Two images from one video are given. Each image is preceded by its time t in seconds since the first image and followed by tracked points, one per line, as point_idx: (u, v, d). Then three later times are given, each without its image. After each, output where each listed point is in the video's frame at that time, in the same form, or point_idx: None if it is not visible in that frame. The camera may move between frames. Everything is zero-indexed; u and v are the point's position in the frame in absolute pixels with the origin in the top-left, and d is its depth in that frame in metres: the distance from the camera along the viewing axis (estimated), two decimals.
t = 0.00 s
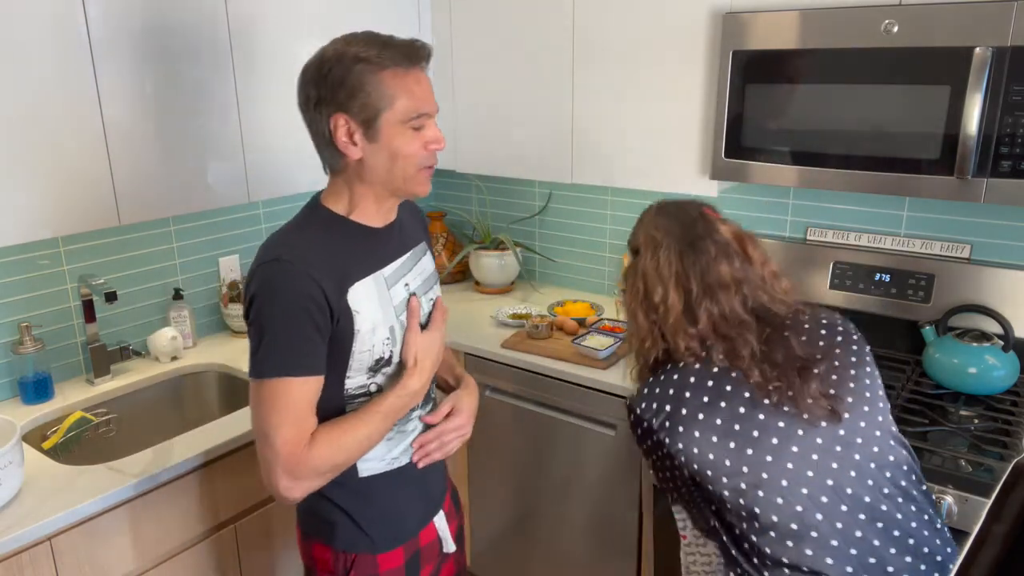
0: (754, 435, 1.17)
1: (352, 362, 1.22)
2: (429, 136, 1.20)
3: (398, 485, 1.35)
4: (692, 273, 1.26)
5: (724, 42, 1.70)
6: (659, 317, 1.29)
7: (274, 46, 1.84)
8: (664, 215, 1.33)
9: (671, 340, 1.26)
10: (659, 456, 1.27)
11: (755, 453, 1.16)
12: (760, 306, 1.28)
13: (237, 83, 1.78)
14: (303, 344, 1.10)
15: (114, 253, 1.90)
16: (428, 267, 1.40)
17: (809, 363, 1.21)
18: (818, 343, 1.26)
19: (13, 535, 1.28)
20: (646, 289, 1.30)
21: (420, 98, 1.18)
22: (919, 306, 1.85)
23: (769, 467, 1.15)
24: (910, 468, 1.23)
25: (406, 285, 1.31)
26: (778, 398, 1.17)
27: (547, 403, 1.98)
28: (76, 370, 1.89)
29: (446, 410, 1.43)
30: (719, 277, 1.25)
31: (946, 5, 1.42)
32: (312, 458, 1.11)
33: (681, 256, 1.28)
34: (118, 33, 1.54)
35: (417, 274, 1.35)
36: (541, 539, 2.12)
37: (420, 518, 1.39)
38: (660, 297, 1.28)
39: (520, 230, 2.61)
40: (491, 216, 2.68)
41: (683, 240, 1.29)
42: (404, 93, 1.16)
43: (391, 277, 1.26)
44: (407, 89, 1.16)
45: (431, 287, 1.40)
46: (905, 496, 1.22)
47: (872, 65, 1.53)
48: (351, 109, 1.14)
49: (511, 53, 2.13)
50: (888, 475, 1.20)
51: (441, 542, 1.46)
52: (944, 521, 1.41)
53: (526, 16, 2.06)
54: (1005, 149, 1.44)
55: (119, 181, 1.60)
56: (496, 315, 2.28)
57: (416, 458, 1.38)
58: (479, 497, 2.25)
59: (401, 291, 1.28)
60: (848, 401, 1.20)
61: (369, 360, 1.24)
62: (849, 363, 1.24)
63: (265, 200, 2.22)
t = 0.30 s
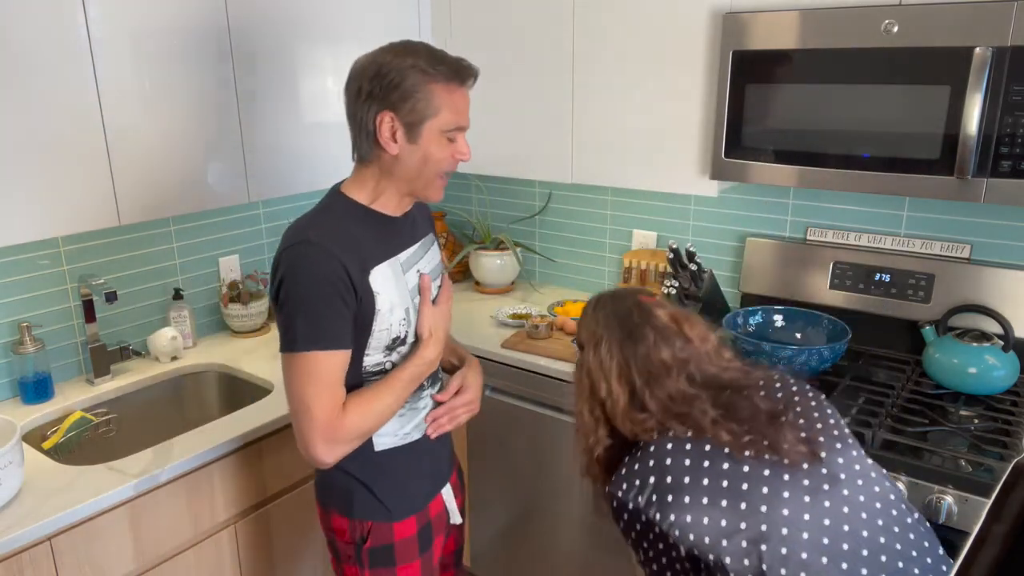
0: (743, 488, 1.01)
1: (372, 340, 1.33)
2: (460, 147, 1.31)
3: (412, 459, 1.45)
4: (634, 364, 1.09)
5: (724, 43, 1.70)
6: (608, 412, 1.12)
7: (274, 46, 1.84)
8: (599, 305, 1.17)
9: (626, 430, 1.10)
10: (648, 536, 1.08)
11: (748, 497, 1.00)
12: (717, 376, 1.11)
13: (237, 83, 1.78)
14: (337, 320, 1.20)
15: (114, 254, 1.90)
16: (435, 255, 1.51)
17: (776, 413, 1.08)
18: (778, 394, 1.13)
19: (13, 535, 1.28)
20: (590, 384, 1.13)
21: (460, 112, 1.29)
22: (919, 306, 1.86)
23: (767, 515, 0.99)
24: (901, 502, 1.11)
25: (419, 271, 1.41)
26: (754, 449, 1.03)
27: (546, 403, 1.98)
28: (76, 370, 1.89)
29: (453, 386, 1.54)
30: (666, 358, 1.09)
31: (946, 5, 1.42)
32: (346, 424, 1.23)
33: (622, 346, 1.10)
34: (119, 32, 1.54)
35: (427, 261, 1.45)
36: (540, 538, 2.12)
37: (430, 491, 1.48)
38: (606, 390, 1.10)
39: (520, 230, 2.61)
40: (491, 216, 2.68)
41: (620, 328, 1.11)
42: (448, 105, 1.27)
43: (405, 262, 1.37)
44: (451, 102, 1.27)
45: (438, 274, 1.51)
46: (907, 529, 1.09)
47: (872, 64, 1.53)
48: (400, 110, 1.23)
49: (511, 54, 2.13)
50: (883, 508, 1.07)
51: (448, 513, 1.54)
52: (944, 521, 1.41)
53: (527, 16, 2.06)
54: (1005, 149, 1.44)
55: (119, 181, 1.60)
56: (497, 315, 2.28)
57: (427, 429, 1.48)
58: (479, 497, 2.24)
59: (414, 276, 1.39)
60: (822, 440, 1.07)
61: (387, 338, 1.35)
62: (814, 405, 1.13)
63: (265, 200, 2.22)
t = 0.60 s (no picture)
0: (738, 512, 1.01)
1: (373, 331, 1.36)
2: (468, 149, 1.34)
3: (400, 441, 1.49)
4: (609, 401, 1.10)
5: (724, 43, 1.70)
6: (584, 451, 1.13)
7: (274, 46, 1.84)
8: (579, 340, 1.19)
9: (597, 473, 1.12)
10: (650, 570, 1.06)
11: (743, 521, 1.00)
12: (695, 407, 1.13)
13: (237, 84, 1.78)
14: (342, 311, 1.24)
15: (114, 254, 1.90)
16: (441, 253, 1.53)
17: (760, 435, 1.10)
18: (763, 417, 1.15)
19: (13, 535, 1.28)
20: (566, 421, 1.15)
21: (468, 117, 1.32)
22: (919, 306, 1.85)
23: (765, 536, 0.99)
24: (896, 515, 1.11)
25: (423, 269, 1.44)
26: (745, 474, 1.05)
27: (546, 403, 1.98)
28: (76, 370, 1.89)
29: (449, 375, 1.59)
30: (640, 396, 1.10)
31: (946, 5, 1.43)
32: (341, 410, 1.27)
33: (598, 383, 1.12)
34: (119, 31, 1.54)
35: (432, 258, 1.48)
36: (540, 538, 2.12)
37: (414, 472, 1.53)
38: (581, 428, 1.12)
39: (520, 230, 2.61)
40: (491, 216, 2.68)
41: (597, 366, 1.13)
42: (456, 109, 1.30)
43: (412, 259, 1.39)
44: (459, 106, 1.30)
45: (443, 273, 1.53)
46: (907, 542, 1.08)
47: (872, 64, 1.53)
48: (409, 115, 1.26)
49: (511, 54, 2.13)
50: (878, 522, 1.07)
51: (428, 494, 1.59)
52: (943, 521, 1.41)
53: (528, 16, 2.06)
54: (1005, 149, 1.44)
55: (119, 182, 1.60)
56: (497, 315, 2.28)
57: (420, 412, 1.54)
58: (478, 496, 2.24)
59: (418, 273, 1.42)
60: (811, 459, 1.10)
61: (388, 330, 1.38)
62: (798, 428, 1.15)
63: (265, 200, 2.21)
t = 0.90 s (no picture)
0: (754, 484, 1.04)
1: (351, 319, 1.38)
2: (439, 138, 1.35)
3: (391, 435, 1.50)
4: (629, 366, 1.15)
5: (724, 43, 1.70)
6: (601, 413, 1.18)
7: (274, 46, 1.84)
8: (602, 308, 1.24)
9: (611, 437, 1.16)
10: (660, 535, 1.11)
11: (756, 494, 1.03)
12: (713, 379, 1.17)
13: (237, 84, 1.78)
14: (311, 295, 1.27)
15: (114, 254, 1.90)
16: (438, 251, 1.54)
17: (779, 412, 1.13)
18: (782, 394, 1.19)
19: (13, 535, 1.28)
20: (584, 386, 1.19)
21: (432, 104, 1.32)
22: (919, 306, 1.85)
23: (778, 509, 1.02)
24: (907, 500, 1.13)
25: (412, 263, 1.46)
26: (762, 446, 1.08)
27: (546, 403, 1.98)
28: (76, 370, 1.89)
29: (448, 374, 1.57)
30: (658, 364, 1.15)
31: (946, 5, 1.43)
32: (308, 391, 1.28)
33: (618, 349, 1.16)
34: (119, 31, 1.54)
35: (425, 254, 1.49)
36: (540, 538, 2.12)
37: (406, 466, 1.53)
38: (598, 392, 1.16)
39: (520, 230, 2.61)
40: (491, 216, 2.68)
41: (619, 331, 1.17)
42: (416, 96, 1.31)
43: (397, 253, 1.42)
44: (419, 93, 1.31)
45: (439, 269, 1.54)
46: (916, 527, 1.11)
47: (871, 64, 1.53)
48: (371, 108, 1.30)
49: (511, 53, 2.13)
50: (890, 504, 1.09)
51: (421, 492, 1.58)
52: (943, 521, 1.41)
53: (528, 16, 2.06)
54: (1006, 149, 1.44)
55: (119, 182, 1.60)
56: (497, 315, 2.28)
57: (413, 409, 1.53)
58: (478, 496, 2.24)
59: (405, 266, 1.44)
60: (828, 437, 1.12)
61: (367, 319, 1.40)
62: (816, 408, 1.18)
63: (265, 200, 2.22)
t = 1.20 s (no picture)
0: (770, 438, 1.16)
1: (330, 307, 1.38)
2: (377, 111, 1.35)
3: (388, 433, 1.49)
4: (679, 295, 1.29)
5: (724, 43, 1.70)
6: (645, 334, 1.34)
7: (275, 46, 1.84)
8: (664, 237, 1.37)
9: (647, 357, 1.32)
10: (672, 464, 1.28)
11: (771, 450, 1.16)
12: (754, 326, 1.29)
13: (237, 84, 1.78)
14: (282, 282, 1.31)
15: (114, 254, 1.90)
16: (438, 248, 1.50)
17: (813, 370, 1.24)
18: (819, 355, 1.28)
19: (12, 535, 1.28)
20: (634, 308, 1.35)
21: (362, 79, 1.35)
22: (919, 306, 1.85)
23: (788, 465, 1.14)
24: (921, 475, 1.22)
25: (401, 255, 1.43)
26: (787, 403, 1.19)
27: (547, 404, 1.98)
28: (76, 370, 1.89)
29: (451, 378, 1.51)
30: (704, 300, 1.28)
31: (946, 5, 1.43)
32: (277, 371, 1.32)
33: (671, 277, 1.31)
34: (119, 32, 1.54)
35: (419, 249, 1.46)
36: (540, 539, 2.12)
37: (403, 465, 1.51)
38: (646, 315, 1.33)
39: (520, 230, 2.61)
40: (491, 216, 2.68)
41: (676, 263, 1.31)
42: (352, 75, 1.36)
43: (382, 243, 1.40)
44: (354, 70, 1.35)
45: (438, 265, 1.50)
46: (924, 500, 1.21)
47: (872, 64, 1.53)
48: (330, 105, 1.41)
49: (510, 53, 2.13)
50: (903, 480, 1.18)
51: (418, 499, 1.56)
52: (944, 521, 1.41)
53: (529, 16, 2.06)
54: (1005, 149, 1.44)
55: (120, 182, 1.60)
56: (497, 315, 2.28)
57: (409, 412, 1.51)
58: (479, 497, 2.24)
59: (392, 258, 1.41)
60: (855, 407, 1.21)
61: (346, 307, 1.39)
62: (852, 374, 1.27)
63: (265, 200, 2.21)
